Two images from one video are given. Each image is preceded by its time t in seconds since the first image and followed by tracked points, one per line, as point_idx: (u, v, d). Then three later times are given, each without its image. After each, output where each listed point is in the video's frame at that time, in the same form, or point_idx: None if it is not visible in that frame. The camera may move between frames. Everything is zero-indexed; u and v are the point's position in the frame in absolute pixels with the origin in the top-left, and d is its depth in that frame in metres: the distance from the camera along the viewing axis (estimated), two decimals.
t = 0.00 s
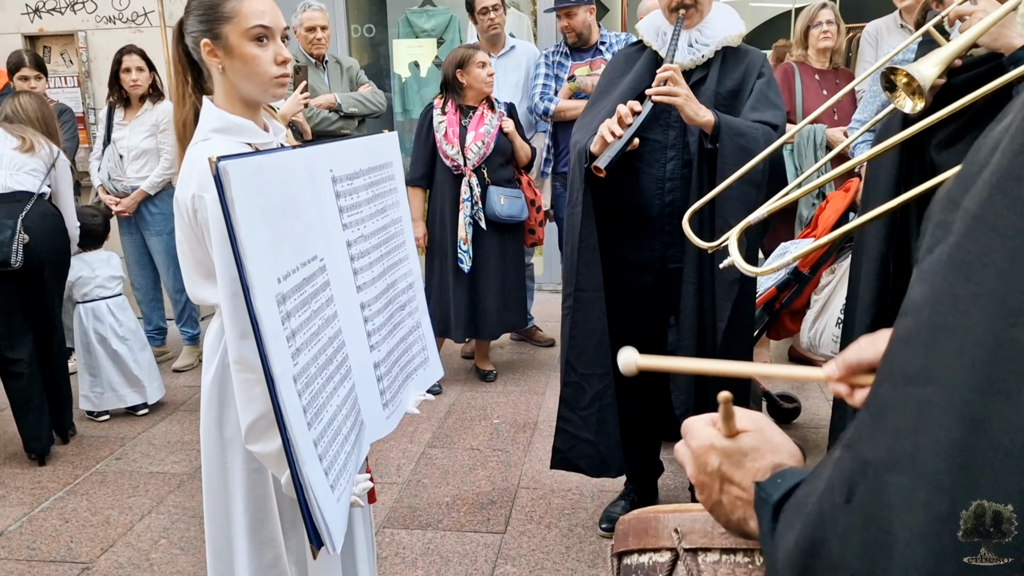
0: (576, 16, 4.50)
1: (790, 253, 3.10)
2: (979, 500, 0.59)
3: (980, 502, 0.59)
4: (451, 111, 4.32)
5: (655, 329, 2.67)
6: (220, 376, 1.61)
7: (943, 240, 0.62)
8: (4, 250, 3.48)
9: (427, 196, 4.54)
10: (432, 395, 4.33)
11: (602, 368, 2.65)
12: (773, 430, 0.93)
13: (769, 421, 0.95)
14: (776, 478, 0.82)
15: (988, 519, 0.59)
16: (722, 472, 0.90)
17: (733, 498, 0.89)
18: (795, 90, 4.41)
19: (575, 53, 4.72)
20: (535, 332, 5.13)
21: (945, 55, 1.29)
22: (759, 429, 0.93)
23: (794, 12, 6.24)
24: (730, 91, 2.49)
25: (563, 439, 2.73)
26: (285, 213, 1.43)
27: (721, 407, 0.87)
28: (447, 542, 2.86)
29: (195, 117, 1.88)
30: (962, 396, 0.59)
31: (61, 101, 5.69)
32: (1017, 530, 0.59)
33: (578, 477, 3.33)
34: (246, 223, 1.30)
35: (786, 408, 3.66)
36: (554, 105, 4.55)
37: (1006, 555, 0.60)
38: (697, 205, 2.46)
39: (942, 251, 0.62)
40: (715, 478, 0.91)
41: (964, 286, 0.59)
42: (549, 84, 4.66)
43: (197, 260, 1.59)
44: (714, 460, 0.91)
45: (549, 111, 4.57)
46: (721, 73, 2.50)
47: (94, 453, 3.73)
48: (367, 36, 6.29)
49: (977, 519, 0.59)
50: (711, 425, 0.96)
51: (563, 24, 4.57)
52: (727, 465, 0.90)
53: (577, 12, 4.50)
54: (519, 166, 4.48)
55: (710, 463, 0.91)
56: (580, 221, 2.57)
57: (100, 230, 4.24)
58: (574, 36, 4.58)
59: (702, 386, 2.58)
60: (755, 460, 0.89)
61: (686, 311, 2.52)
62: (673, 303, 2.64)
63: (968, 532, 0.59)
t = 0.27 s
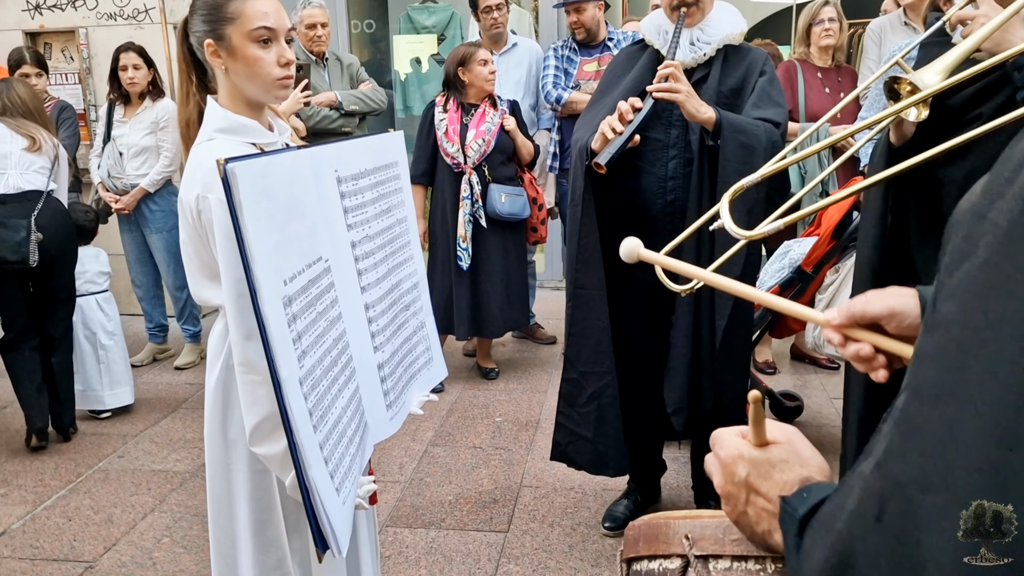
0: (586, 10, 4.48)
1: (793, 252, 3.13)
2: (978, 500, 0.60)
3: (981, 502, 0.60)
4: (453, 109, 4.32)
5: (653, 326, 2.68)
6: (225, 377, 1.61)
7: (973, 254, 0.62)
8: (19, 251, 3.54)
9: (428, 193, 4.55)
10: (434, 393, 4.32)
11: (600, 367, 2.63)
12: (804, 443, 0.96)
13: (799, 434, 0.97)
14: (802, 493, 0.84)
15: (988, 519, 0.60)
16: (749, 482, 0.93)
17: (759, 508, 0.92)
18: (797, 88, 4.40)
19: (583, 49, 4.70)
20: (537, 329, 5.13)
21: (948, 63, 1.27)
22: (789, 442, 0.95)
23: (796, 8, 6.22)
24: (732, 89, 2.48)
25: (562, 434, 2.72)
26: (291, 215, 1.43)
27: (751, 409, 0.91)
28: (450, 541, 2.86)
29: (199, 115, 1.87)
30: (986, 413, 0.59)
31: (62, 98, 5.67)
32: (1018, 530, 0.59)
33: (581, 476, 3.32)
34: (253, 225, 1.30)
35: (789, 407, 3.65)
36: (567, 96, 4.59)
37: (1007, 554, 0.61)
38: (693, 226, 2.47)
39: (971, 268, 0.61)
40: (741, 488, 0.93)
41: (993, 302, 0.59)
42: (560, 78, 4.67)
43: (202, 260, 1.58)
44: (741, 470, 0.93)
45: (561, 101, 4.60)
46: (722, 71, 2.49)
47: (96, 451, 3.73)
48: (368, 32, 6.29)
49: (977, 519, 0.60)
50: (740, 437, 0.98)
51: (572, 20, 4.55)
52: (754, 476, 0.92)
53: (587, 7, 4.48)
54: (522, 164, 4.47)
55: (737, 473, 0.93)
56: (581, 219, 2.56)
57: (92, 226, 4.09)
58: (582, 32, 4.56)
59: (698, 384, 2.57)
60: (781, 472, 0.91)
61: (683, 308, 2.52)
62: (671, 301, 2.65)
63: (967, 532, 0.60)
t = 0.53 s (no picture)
0: (594, 6, 4.50)
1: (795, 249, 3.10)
2: (978, 500, 0.57)
3: (980, 502, 0.57)
4: (454, 107, 4.32)
5: (654, 325, 2.66)
6: (228, 377, 1.60)
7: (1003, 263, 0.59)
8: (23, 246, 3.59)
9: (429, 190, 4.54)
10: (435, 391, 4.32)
11: (597, 365, 2.61)
12: (781, 396, 0.83)
13: (778, 386, 0.84)
14: (785, 457, 0.72)
15: (988, 519, 0.57)
16: (722, 435, 0.81)
17: (731, 463, 0.81)
18: (800, 85, 4.39)
19: (592, 44, 4.72)
20: (539, 327, 5.12)
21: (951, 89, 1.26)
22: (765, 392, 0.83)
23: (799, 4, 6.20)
24: (734, 87, 2.47)
25: (561, 430, 2.70)
26: (294, 215, 1.42)
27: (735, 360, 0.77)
28: (452, 540, 2.86)
29: (200, 112, 1.86)
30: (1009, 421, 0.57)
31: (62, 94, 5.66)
32: (1018, 530, 0.57)
33: (583, 474, 3.32)
34: (255, 225, 1.29)
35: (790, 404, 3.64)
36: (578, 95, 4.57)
37: (1007, 555, 0.58)
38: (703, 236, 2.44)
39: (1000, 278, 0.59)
40: (713, 441, 0.82)
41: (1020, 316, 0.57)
42: (569, 75, 4.67)
43: (204, 261, 1.57)
44: (715, 423, 0.81)
45: (572, 101, 4.59)
46: (725, 69, 2.47)
47: (96, 449, 3.73)
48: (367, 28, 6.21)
49: (977, 519, 0.58)
50: (712, 385, 0.85)
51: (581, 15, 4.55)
52: (728, 429, 0.81)
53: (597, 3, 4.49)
54: (524, 161, 4.46)
55: (710, 424, 0.81)
56: (582, 218, 2.55)
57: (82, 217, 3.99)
58: (591, 28, 4.56)
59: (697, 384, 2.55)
60: (759, 428, 0.80)
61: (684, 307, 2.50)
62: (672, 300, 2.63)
63: (967, 532, 0.58)
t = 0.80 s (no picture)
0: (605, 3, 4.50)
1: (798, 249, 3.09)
2: (980, 501, 0.60)
3: (982, 503, 0.60)
4: (455, 106, 4.32)
5: (657, 325, 2.65)
6: (231, 380, 1.60)
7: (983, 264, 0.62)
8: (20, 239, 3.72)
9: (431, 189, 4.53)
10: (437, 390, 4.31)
11: (596, 364, 2.61)
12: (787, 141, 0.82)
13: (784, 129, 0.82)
14: (779, 260, 0.77)
15: (989, 520, 0.61)
16: (710, 182, 0.82)
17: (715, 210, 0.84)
18: (803, 83, 4.38)
19: (603, 41, 4.67)
20: (540, 326, 5.12)
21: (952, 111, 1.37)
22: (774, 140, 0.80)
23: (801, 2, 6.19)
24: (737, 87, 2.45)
25: (559, 428, 2.70)
26: (296, 216, 1.41)
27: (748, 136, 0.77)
28: (455, 540, 2.85)
29: (203, 111, 1.85)
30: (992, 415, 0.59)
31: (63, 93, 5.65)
32: (1017, 530, 0.61)
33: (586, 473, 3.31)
34: (257, 227, 1.28)
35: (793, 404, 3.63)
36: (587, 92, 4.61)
37: (1006, 554, 0.62)
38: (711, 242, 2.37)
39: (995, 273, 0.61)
40: (700, 183, 0.83)
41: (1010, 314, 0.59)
42: (579, 72, 4.67)
43: (206, 262, 1.57)
44: (708, 167, 0.82)
45: (581, 98, 4.62)
46: (728, 70, 2.45)
47: (99, 449, 3.72)
48: (368, 26, 6.19)
49: (978, 519, 0.61)
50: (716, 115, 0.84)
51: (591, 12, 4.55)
52: (719, 175, 0.81)
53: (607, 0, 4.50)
54: (526, 160, 4.45)
55: (704, 167, 0.82)
56: (585, 217, 2.54)
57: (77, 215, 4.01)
58: (602, 24, 4.55)
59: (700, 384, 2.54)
60: (751, 186, 0.80)
61: (687, 307, 2.50)
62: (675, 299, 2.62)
63: (969, 532, 0.61)
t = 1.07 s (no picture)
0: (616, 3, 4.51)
1: (802, 252, 3.05)
2: (979, 499, 0.49)
3: (982, 501, 0.49)
4: (455, 109, 4.32)
5: (662, 328, 2.64)
6: (237, 385, 1.59)
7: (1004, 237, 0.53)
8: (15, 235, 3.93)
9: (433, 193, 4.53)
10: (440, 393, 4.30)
11: (598, 367, 2.60)
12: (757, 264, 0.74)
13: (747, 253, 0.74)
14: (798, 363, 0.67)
15: (989, 519, 0.50)
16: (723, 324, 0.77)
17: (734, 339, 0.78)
18: (806, 86, 4.37)
19: (611, 42, 4.71)
20: (542, 328, 5.11)
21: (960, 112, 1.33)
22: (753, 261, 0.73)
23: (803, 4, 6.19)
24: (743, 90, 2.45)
25: (559, 430, 2.69)
26: (301, 221, 1.41)
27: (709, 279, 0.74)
28: (458, 544, 2.85)
29: (207, 117, 1.84)
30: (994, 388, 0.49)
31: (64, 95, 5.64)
32: (1020, 533, 0.50)
33: (590, 477, 3.31)
34: (262, 233, 1.28)
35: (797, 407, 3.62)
36: (594, 94, 4.59)
37: (1008, 557, 0.51)
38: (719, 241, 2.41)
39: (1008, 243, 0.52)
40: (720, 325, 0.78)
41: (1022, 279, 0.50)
42: (586, 74, 4.67)
43: (211, 268, 1.56)
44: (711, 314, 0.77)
45: (588, 101, 4.61)
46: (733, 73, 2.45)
47: (100, 451, 3.72)
48: (367, 26, 6.18)
49: (977, 520, 0.50)
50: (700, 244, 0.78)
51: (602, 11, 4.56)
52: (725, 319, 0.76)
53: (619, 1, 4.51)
54: (527, 162, 4.44)
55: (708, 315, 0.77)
56: (590, 220, 2.54)
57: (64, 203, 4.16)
58: (611, 24, 4.59)
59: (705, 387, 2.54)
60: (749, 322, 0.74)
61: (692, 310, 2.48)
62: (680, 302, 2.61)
63: (967, 533, 0.50)
